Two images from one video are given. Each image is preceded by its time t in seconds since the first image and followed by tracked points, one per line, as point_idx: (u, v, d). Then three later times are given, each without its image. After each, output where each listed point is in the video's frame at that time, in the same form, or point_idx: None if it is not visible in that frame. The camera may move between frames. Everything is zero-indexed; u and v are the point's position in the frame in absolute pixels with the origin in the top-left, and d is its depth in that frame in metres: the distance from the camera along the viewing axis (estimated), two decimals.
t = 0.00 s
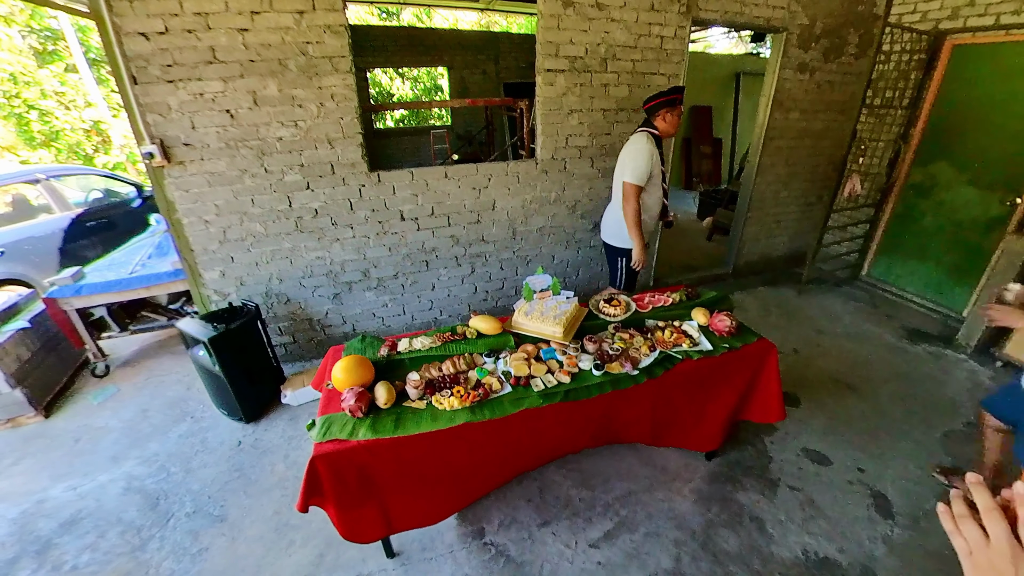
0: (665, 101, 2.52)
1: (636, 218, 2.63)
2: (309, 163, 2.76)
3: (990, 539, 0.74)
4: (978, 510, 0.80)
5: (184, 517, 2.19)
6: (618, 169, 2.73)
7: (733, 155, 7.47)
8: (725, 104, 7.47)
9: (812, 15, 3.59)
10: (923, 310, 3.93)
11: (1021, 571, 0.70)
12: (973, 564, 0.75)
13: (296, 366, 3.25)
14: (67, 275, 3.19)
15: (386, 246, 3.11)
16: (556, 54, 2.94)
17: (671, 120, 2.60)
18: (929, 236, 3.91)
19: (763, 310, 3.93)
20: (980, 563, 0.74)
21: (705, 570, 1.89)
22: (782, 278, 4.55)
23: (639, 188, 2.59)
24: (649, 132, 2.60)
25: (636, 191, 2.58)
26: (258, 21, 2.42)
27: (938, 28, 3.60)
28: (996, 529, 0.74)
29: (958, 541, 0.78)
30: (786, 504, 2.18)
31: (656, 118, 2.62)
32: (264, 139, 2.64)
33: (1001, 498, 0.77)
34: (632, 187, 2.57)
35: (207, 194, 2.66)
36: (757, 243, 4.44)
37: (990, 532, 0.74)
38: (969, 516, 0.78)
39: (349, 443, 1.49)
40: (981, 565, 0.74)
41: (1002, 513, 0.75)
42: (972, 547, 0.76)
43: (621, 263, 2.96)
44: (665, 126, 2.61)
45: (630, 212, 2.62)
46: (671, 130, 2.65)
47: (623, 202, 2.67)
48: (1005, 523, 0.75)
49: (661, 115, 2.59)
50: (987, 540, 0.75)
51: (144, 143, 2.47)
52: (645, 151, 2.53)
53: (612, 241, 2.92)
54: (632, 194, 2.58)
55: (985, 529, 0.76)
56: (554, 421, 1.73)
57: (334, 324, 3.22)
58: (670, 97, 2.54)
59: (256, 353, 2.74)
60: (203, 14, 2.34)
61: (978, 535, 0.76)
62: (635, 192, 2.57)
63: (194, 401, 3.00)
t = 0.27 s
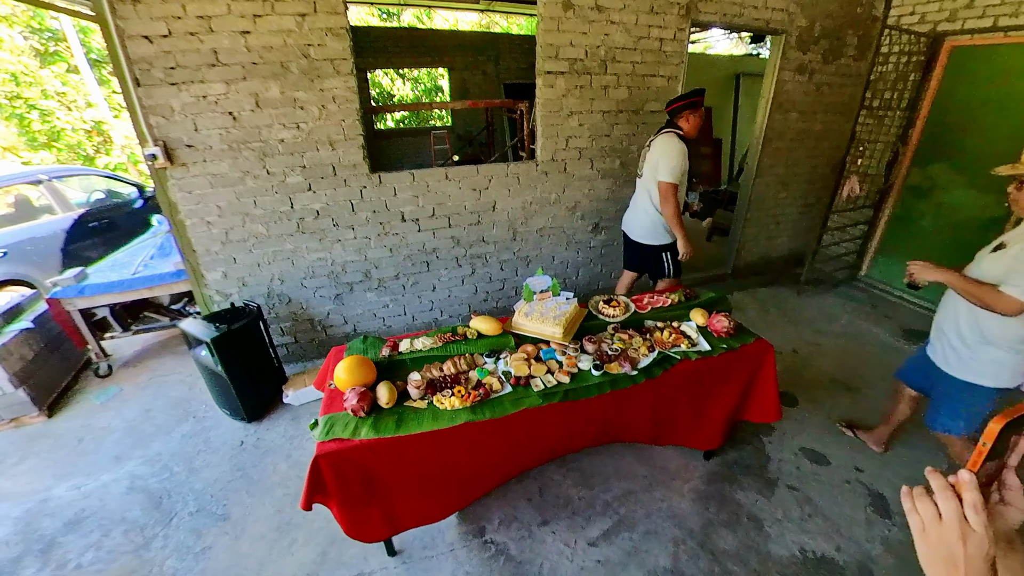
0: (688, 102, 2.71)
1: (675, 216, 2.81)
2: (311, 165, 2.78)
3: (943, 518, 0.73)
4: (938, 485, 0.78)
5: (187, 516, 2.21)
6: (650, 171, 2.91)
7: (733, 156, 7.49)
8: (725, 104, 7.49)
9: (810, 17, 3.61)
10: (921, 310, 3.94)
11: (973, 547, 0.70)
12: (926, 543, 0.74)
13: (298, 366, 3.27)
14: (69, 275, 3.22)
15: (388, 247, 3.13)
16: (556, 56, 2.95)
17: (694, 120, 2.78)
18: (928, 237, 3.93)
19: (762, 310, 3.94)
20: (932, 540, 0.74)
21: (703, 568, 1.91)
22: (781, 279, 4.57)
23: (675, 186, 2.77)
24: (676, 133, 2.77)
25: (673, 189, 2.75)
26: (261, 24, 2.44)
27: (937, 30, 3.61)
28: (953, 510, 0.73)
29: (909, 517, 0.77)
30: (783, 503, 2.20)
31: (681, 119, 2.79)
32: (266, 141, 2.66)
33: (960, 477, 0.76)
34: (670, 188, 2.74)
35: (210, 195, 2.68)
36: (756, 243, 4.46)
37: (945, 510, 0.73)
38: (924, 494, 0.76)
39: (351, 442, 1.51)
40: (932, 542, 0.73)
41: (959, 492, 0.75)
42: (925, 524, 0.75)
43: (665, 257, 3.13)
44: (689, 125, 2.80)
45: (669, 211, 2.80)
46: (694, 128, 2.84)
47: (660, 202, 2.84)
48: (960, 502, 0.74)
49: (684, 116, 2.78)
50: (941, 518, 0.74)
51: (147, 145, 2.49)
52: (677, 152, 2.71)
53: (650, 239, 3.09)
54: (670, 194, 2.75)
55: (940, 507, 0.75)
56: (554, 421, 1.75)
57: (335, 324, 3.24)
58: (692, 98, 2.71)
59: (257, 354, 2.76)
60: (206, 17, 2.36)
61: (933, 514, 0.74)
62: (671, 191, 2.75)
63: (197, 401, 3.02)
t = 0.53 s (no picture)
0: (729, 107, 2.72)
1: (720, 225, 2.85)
2: (314, 165, 2.78)
3: (931, 501, 0.84)
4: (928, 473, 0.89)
5: (191, 516, 2.22)
6: (694, 178, 2.95)
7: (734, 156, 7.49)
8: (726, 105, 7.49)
9: (812, 18, 3.62)
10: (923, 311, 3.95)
11: (957, 526, 0.81)
12: (915, 523, 0.86)
13: (301, 367, 3.28)
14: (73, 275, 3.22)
15: (391, 248, 3.13)
16: (559, 57, 2.96)
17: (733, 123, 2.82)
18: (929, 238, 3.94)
19: (764, 310, 3.95)
20: (922, 521, 0.85)
21: (707, 568, 1.92)
22: (783, 279, 4.58)
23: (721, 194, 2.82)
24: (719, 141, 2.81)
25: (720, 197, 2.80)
26: (265, 25, 2.45)
27: (938, 31, 3.61)
28: (940, 496, 0.84)
29: (902, 501, 0.89)
30: (787, 503, 2.20)
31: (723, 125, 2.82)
32: (270, 142, 2.67)
33: (948, 465, 0.86)
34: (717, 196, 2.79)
35: (213, 195, 2.69)
36: (758, 244, 4.47)
37: (932, 496, 0.85)
38: (915, 481, 0.88)
39: (357, 442, 1.52)
40: (922, 522, 0.85)
41: (946, 480, 0.85)
42: (915, 508, 0.87)
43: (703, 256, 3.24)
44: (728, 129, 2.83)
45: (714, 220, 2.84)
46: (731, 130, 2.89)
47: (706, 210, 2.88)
48: (947, 487, 0.85)
49: (724, 120, 2.80)
50: (929, 502, 0.85)
51: (151, 146, 2.50)
52: (722, 161, 2.75)
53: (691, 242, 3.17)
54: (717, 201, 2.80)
55: (929, 492, 0.86)
56: (559, 421, 1.76)
57: (338, 324, 3.25)
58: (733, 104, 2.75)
59: (261, 354, 2.77)
60: (210, 18, 2.37)
61: (922, 498, 0.86)
62: (718, 200, 2.80)
63: (200, 401, 3.02)
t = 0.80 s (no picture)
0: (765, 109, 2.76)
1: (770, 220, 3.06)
2: (318, 166, 2.79)
3: (933, 501, 0.85)
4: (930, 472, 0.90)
5: (197, 517, 2.22)
6: (730, 179, 2.98)
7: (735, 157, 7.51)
8: (727, 105, 7.50)
9: (814, 19, 3.63)
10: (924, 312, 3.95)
11: (960, 525, 0.82)
12: (918, 521, 0.86)
13: (304, 367, 3.29)
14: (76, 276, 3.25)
15: (394, 249, 3.14)
16: (562, 59, 2.97)
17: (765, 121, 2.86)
18: (931, 239, 3.95)
19: (766, 311, 3.96)
20: (924, 520, 0.86)
21: (711, 568, 1.93)
22: (784, 280, 4.59)
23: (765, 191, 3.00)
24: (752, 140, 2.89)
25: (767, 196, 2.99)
26: (269, 26, 2.46)
27: (940, 33, 3.63)
28: (943, 496, 0.84)
29: (905, 500, 0.89)
30: (790, 503, 2.21)
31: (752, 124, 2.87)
32: (274, 143, 2.67)
33: (949, 464, 0.87)
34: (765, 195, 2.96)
35: (217, 197, 2.69)
36: (760, 245, 4.48)
37: (936, 495, 0.85)
38: (918, 480, 0.88)
39: (365, 443, 1.53)
40: (924, 522, 0.85)
41: (948, 479, 0.86)
42: (918, 507, 0.87)
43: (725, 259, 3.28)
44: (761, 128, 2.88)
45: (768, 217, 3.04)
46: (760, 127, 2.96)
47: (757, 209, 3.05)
48: (947, 486, 0.86)
49: (757, 120, 2.83)
50: (931, 501, 0.86)
51: (156, 147, 2.51)
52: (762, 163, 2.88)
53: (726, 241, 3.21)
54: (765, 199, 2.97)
55: (931, 491, 0.87)
56: (564, 423, 1.76)
57: (341, 325, 3.26)
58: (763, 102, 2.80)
59: (265, 355, 2.77)
60: (215, 19, 2.38)
61: (924, 497, 0.87)
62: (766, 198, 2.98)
63: (204, 401, 3.03)
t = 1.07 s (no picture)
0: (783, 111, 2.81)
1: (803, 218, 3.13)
2: (321, 168, 2.81)
3: (929, 500, 0.86)
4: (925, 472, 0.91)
5: (200, 516, 2.24)
6: (748, 181, 3.02)
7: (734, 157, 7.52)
8: (727, 106, 7.51)
9: (814, 21, 3.64)
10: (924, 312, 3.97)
11: (955, 523, 0.83)
12: (915, 521, 0.88)
13: (306, 367, 3.30)
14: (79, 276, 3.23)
15: (396, 250, 3.16)
16: (563, 60, 2.98)
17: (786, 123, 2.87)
18: (930, 239, 3.96)
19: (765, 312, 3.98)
20: (920, 519, 0.87)
21: (711, 567, 1.94)
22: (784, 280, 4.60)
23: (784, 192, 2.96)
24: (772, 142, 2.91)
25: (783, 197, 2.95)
26: (271, 28, 2.47)
27: (939, 34, 3.67)
28: (937, 495, 0.86)
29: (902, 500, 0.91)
30: (790, 503, 2.23)
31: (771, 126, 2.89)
32: (277, 145, 2.69)
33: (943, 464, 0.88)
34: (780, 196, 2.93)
35: (220, 198, 2.71)
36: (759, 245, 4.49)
37: (931, 495, 0.87)
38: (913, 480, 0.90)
39: (368, 443, 1.54)
40: (921, 520, 0.87)
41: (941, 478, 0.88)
42: (914, 506, 0.89)
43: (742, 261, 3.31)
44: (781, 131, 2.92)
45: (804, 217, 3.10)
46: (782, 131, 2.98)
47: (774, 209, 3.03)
48: (942, 486, 0.87)
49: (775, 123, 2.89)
50: (927, 500, 0.87)
51: (159, 149, 2.52)
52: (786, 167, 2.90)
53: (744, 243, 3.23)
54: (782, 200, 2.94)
55: (926, 490, 0.88)
56: (566, 423, 1.78)
57: (343, 326, 3.27)
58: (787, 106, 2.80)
59: (268, 356, 2.79)
60: (218, 22, 2.39)
61: (920, 497, 0.88)
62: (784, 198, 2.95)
63: (207, 402, 3.05)
